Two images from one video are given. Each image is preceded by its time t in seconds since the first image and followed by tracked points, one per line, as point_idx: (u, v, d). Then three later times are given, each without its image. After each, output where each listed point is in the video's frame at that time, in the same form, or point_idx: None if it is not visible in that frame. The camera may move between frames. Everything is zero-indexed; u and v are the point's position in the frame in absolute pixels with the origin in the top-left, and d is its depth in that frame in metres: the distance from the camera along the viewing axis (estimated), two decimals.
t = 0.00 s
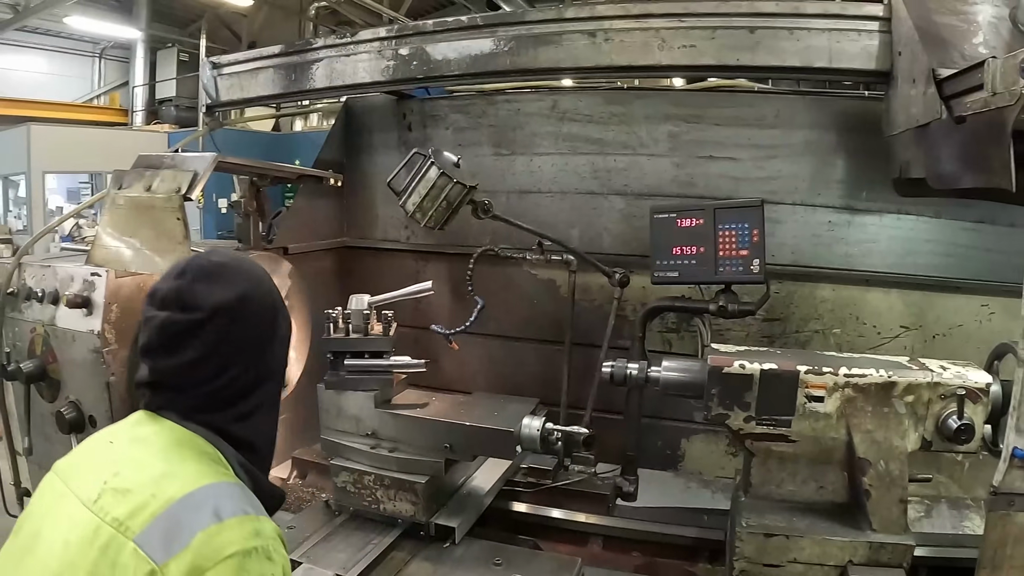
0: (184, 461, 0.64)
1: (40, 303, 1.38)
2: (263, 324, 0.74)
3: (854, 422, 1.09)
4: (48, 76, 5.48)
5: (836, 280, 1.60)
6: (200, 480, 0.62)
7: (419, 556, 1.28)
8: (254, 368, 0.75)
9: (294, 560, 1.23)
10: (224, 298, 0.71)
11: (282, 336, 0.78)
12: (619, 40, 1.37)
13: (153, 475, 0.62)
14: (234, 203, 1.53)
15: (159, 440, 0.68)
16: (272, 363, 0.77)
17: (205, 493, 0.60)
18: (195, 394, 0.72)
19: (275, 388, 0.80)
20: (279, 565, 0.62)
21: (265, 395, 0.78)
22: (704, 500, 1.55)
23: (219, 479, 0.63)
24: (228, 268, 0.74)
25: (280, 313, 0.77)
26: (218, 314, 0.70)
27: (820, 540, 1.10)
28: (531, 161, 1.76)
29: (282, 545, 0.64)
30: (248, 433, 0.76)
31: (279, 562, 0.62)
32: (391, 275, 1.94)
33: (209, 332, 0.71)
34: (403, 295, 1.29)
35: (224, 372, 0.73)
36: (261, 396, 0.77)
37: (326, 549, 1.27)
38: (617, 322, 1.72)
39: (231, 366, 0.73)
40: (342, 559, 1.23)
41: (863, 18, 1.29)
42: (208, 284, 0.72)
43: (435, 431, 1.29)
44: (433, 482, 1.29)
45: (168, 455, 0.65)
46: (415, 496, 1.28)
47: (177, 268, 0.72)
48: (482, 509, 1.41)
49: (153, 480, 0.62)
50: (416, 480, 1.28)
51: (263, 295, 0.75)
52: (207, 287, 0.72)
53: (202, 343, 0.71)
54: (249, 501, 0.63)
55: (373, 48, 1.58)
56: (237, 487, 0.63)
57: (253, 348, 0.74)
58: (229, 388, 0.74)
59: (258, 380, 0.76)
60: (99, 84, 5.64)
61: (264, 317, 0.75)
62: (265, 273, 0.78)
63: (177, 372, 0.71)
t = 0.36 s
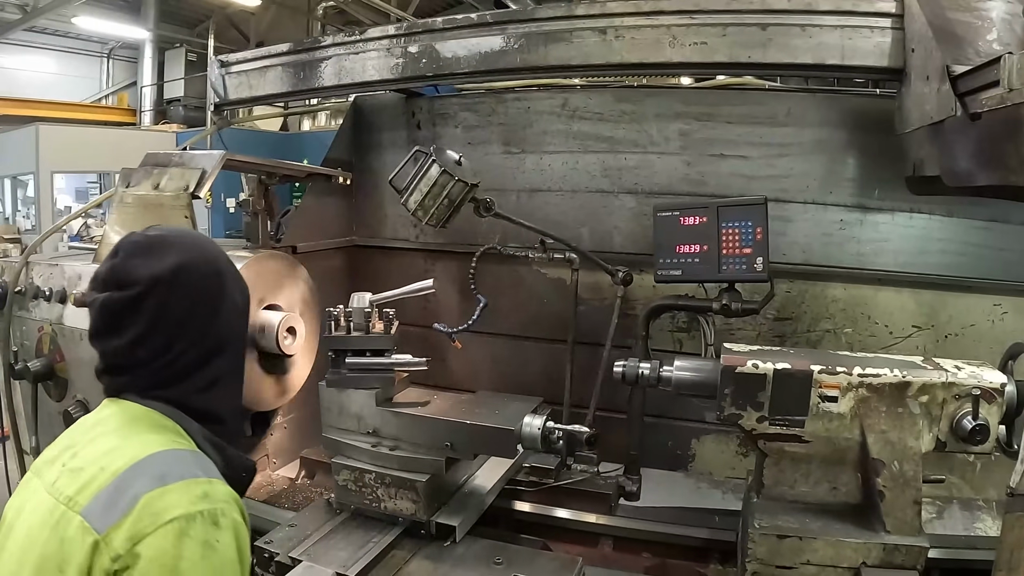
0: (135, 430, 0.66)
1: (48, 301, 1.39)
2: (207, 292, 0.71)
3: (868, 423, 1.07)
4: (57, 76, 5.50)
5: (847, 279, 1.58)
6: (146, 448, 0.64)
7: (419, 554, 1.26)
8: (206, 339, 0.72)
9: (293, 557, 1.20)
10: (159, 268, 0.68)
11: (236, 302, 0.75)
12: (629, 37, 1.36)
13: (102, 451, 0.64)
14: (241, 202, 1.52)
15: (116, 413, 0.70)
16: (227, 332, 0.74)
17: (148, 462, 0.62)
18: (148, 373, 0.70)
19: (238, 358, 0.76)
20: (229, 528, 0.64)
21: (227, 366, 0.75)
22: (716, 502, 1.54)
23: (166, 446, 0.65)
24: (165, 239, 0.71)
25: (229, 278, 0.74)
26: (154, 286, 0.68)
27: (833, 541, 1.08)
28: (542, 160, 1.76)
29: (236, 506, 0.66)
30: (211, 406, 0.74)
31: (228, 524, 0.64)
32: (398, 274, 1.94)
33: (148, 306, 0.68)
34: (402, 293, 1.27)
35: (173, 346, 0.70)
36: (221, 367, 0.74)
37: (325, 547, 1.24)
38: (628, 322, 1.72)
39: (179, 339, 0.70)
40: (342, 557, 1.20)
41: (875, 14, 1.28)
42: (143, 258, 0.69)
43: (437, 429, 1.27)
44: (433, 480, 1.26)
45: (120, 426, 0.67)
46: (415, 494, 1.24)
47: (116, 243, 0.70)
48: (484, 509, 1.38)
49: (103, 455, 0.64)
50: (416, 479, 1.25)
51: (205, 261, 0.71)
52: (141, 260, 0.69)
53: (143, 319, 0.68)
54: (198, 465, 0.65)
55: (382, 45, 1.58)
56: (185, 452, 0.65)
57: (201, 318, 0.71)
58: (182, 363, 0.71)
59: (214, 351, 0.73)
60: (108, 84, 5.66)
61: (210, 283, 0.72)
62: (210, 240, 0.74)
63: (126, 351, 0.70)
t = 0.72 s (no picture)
0: (107, 411, 0.73)
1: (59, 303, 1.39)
2: (170, 286, 0.77)
3: (886, 426, 1.05)
4: (69, 77, 5.54)
5: (862, 280, 1.57)
6: (115, 427, 0.71)
7: (421, 554, 1.22)
8: (174, 328, 0.79)
9: (294, 557, 1.17)
10: (121, 267, 0.75)
11: (202, 293, 0.81)
12: (644, 36, 1.35)
13: (75, 432, 0.71)
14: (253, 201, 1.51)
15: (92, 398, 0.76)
16: (195, 321, 0.80)
17: (117, 440, 0.69)
18: (126, 363, 0.78)
19: (209, 344, 0.84)
20: (191, 499, 0.71)
21: (199, 351, 0.82)
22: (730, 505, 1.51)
23: (135, 425, 0.72)
24: (128, 240, 0.78)
25: (192, 271, 0.80)
26: (118, 284, 0.74)
27: (851, 545, 1.06)
28: (555, 159, 1.74)
29: (199, 479, 0.73)
30: (187, 390, 0.82)
31: (191, 495, 0.71)
32: (409, 275, 1.93)
33: (113, 303, 0.75)
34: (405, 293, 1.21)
35: (144, 339, 0.77)
36: (192, 353, 0.81)
37: (326, 546, 1.20)
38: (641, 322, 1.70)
39: (148, 331, 0.77)
40: (343, 557, 1.16)
41: (892, 12, 1.25)
42: (108, 258, 0.76)
43: (440, 428, 1.23)
44: (434, 481, 1.22)
45: (95, 408, 0.74)
46: (417, 495, 1.21)
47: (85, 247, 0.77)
48: (487, 511, 1.34)
49: (75, 435, 0.71)
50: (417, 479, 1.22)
51: (166, 258, 0.78)
52: (106, 260, 0.76)
53: (111, 314, 0.75)
54: (163, 442, 0.72)
55: (394, 44, 1.57)
56: (151, 431, 0.72)
57: (168, 310, 0.78)
58: (155, 352, 0.78)
59: (184, 340, 0.80)
60: (118, 83, 5.67)
61: (172, 278, 0.78)
62: (173, 237, 0.81)
63: (99, 345, 0.77)
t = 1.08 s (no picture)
0: (96, 392, 0.79)
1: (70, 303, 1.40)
2: (153, 277, 0.83)
3: (901, 428, 1.04)
4: (82, 78, 5.59)
5: (875, 282, 1.56)
6: (100, 406, 0.77)
7: (421, 553, 1.21)
8: (158, 316, 0.85)
9: (294, 554, 1.16)
10: (103, 261, 0.81)
11: (186, 282, 0.87)
12: (656, 36, 1.35)
13: (63, 409, 0.78)
14: (266, 202, 1.52)
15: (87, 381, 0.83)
16: (179, 309, 0.86)
17: (98, 417, 0.75)
18: (113, 351, 0.84)
19: (195, 331, 0.90)
20: (162, 475, 0.77)
21: (185, 338, 0.88)
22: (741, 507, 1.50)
23: (118, 405, 0.78)
24: (113, 234, 0.84)
25: (176, 262, 0.87)
26: (101, 278, 0.80)
27: (865, 548, 1.05)
28: (567, 159, 1.74)
29: (174, 458, 0.79)
30: (175, 376, 0.87)
31: (161, 472, 0.77)
32: (420, 275, 1.93)
33: (99, 295, 0.81)
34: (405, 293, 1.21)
35: (129, 327, 0.83)
36: (179, 340, 0.87)
37: (327, 544, 1.19)
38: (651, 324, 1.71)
39: (133, 320, 0.83)
40: (343, 555, 1.15)
41: (906, 12, 1.24)
42: (93, 253, 0.82)
43: (439, 428, 1.21)
44: (434, 480, 1.21)
45: (89, 388, 0.81)
46: (418, 494, 1.20)
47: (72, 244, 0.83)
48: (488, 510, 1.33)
49: (63, 411, 0.77)
50: (419, 478, 1.21)
51: (149, 250, 0.84)
52: (91, 256, 0.82)
53: (96, 305, 0.81)
54: (142, 421, 0.78)
55: (406, 44, 1.57)
56: (132, 410, 0.78)
57: (151, 299, 0.83)
58: (142, 339, 0.84)
59: (168, 327, 0.86)
60: (129, 84, 5.71)
61: (157, 271, 0.84)
62: (157, 230, 0.87)
63: (86, 335, 0.83)
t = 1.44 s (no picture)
0: (82, 390, 0.75)
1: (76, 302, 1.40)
2: (142, 271, 0.79)
3: (907, 429, 1.03)
4: (87, 78, 5.60)
5: (881, 283, 1.56)
6: (92, 402, 0.74)
7: (417, 552, 1.20)
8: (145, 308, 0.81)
9: (292, 552, 1.16)
10: (93, 252, 0.76)
11: (175, 276, 0.83)
12: (662, 36, 1.35)
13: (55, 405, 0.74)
14: (271, 202, 1.52)
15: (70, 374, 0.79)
16: (167, 303, 0.82)
17: (90, 418, 0.71)
18: (97, 340, 0.80)
19: (182, 324, 0.86)
20: (153, 473, 0.74)
21: (172, 331, 0.85)
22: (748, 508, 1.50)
23: (105, 402, 0.74)
24: (105, 225, 0.79)
25: (165, 257, 0.82)
26: (92, 269, 0.76)
27: (871, 549, 1.05)
28: (573, 160, 1.74)
29: (162, 455, 0.76)
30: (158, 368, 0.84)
31: (152, 471, 0.74)
32: (427, 275, 1.93)
33: (87, 286, 0.77)
34: (401, 293, 1.21)
35: (114, 319, 0.79)
36: (164, 333, 0.84)
37: (325, 541, 1.19)
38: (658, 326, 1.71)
39: (118, 312, 0.79)
40: (340, 552, 1.15)
41: (911, 12, 1.24)
42: (85, 244, 0.77)
43: (435, 427, 1.20)
44: (431, 477, 1.21)
45: (74, 384, 0.76)
46: (414, 493, 1.20)
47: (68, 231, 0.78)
48: (485, 508, 1.33)
49: (54, 409, 0.74)
50: (416, 478, 1.20)
51: (140, 244, 0.80)
52: (84, 246, 0.77)
53: (85, 296, 0.77)
54: (131, 419, 0.74)
55: (411, 44, 1.57)
56: (119, 407, 0.74)
57: (139, 292, 0.79)
58: (127, 330, 0.81)
59: (155, 320, 0.82)
60: (133, 84, 5.72)
61: (148, 261, 0.80)
62: (152, 222, 0.83)
63: (74, 324, 0.78)
